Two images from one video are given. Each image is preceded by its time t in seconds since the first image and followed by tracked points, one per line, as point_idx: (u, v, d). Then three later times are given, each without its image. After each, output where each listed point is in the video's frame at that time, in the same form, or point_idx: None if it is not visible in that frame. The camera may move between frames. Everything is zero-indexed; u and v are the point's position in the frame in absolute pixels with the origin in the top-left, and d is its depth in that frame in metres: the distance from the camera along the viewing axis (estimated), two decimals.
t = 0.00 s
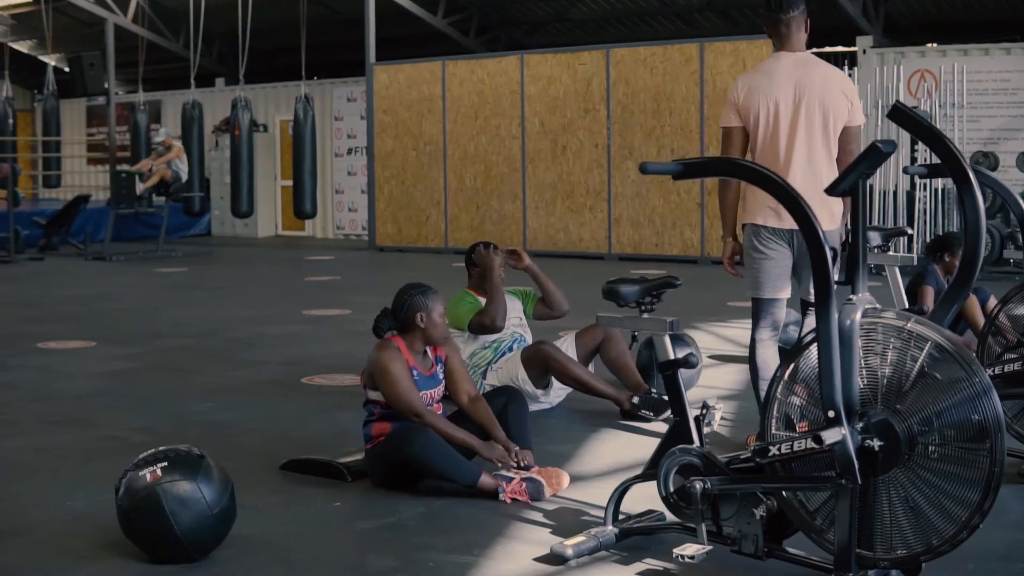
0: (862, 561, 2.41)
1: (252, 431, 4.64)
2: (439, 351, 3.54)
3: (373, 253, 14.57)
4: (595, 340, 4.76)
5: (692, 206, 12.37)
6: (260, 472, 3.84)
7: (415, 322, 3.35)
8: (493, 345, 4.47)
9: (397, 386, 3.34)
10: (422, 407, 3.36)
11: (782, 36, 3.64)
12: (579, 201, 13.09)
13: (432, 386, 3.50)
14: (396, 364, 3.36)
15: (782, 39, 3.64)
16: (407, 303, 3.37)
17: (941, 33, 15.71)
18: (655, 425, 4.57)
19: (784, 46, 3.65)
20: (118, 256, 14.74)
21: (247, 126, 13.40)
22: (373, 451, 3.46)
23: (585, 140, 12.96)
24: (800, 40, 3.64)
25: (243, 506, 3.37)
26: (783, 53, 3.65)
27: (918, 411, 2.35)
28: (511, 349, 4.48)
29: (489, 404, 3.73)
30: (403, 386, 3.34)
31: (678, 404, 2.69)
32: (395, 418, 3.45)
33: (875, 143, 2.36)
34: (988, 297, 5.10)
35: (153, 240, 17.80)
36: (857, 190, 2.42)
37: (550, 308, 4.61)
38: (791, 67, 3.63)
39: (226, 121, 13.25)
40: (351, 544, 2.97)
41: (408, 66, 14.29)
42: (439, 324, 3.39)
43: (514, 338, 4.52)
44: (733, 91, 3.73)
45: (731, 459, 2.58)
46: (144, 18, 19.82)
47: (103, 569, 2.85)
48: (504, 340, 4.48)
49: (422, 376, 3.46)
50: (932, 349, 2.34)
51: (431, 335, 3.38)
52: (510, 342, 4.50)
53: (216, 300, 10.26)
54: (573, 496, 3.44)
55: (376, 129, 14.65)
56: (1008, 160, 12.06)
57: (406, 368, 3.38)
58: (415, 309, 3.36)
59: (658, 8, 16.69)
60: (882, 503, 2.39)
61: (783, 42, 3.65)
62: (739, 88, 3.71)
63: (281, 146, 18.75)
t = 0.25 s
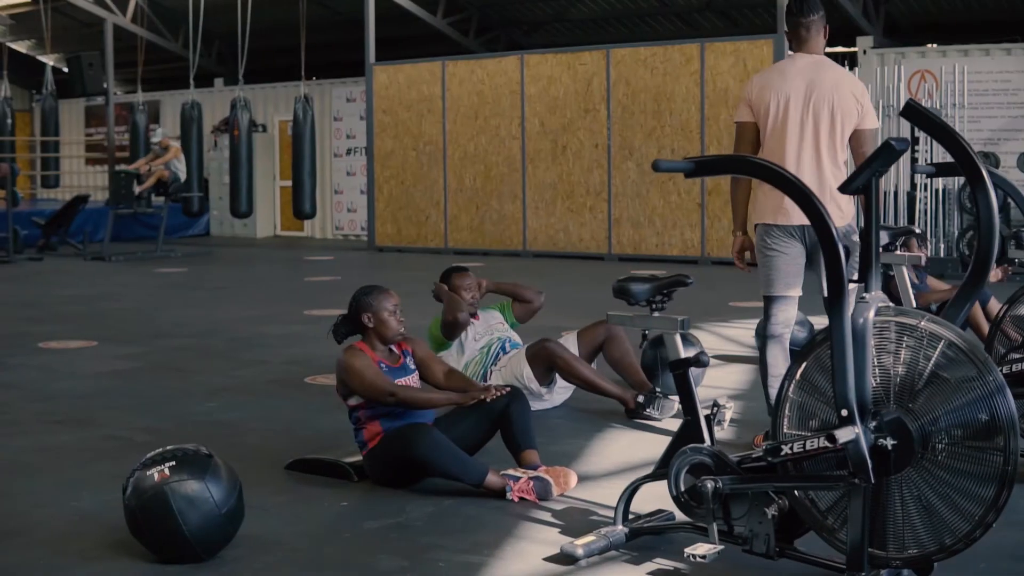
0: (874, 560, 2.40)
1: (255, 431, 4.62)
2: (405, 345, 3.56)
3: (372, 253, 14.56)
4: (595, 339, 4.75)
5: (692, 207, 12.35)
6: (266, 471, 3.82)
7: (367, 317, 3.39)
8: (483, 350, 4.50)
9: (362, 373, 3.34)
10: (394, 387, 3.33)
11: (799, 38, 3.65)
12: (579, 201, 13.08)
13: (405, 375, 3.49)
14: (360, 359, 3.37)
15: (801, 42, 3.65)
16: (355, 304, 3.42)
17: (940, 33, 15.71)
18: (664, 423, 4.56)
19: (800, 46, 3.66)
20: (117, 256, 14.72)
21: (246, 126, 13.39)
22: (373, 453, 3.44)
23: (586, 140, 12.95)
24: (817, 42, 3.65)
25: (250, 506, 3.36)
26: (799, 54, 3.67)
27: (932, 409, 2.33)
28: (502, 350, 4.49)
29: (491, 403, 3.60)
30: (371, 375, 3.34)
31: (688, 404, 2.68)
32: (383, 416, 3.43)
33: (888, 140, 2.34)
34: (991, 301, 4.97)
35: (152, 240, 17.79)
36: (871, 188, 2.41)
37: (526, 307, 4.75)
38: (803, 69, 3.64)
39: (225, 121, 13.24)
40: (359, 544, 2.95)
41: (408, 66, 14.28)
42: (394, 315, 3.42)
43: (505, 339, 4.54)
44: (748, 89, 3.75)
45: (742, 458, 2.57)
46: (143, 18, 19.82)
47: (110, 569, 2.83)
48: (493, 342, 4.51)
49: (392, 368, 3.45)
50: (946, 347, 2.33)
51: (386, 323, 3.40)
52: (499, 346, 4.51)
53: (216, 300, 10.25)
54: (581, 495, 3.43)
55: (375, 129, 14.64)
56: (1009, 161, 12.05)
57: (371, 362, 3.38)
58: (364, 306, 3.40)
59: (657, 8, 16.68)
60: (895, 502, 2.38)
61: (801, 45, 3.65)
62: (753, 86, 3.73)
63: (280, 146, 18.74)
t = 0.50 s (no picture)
0: (887, 558, 2.39)
1: (259, 430, 4.61)
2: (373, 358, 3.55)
3: (370, 253, 14.54)
4: (600, 336, 4.65)
5: (690, 207, 12.33)
6: (272, 470, 3.81)
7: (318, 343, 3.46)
8: (478, 355, 4.58)
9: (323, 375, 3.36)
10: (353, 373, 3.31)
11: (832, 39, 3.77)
12: (577, 202, 13.07)
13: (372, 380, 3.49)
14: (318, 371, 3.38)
15: (833, 45, 3.78)
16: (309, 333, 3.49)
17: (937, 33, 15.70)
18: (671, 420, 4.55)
19: (835, 49, 3.79)
20: (115, 256, 14.70)
21: (243, 126, 13.38)
22: (377, 449, 3.42)
23: (584, 140, 12.94)
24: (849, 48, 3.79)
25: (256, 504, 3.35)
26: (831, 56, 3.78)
27: (945, 407, 2.32)
28: (498, 352, 4.54)
29: (489, 401, 3.54)
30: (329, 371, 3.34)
31: (699, 402, 2.67)
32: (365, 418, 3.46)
33: (901, 137, 2.34)
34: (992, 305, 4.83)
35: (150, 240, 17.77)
36: (884, 185, 2.40)
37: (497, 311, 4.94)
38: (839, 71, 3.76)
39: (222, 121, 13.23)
40: (368, 543, 2.94)
41: (406, 66, 14.27)
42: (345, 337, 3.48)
43: (497, 341, 4.60)
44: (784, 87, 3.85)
45: (754, 456, 2.56)
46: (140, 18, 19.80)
47: (117, 568, 2.82)
48: (485, 344, 4.59)
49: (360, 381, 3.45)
50: (960, 345, 2.32)
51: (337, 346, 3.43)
52: (493, 346, 4.57)
53: (216, 299, 10.24)
54: (589, 493, 3.42)
55: (373, 129, 14.63)
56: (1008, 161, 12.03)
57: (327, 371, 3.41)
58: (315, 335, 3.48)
59: (656, 9, 16.66)
60: (908, 500, 2.37)
61: (834, 48, 3.78)
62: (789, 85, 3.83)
63: (278, 146, 18.72)
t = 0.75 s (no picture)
0: (902, 556, 2.39)
1: (266, 429, 4.61)
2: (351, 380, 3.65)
3: (370, 253, 14.52)
4: (602, 338, 4.63)
5: (691, 206, 12.31)
6: (280, 469, 3.80)
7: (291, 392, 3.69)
8: (475, 352, 4.57)
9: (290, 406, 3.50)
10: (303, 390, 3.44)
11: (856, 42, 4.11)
12: (578, 201, 13.06)
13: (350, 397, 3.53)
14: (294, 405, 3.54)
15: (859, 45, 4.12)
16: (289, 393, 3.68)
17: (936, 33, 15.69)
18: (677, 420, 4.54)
19: (862, 48, 4.12)
20: (114, 256, 14.69)
21: (243, 126, 13.37)
22: (384, 444, 3.42)
23: (585, 140, 12.94)
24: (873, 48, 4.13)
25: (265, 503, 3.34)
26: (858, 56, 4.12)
27: (962, 403, 2.31)
28: (496, 347, 4.49)
29: (497, 401, 3.53)
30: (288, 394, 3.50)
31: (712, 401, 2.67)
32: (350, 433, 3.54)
33: (916, 135, 2.33)
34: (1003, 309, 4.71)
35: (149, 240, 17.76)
36: (900, 182, 2.39)
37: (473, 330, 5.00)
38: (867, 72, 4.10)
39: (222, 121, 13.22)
40: (379, 542, 2.93)
41: (406, 66, 14.26)
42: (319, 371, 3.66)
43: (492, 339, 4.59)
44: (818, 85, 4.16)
45: (768, 455, 2.55)
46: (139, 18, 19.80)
47: (129, 567, 2.81)
48: (479, 341, 4.59)
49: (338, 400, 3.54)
50: (975, 342, 2.31)
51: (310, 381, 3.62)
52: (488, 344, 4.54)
53: (218, 299, 10.23)
54: (600, 492, 3.41)
55: (373, 129, 14.62)
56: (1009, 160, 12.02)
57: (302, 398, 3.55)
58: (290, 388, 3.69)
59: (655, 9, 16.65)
60: (923, 498, 2.36)
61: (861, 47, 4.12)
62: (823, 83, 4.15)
63: (277, 146, 18.72)
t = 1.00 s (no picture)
0: (911, 552, 2.39)
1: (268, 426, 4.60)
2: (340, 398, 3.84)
3: (367, 253, 14.51)
4: (604, 337, 4.63)
5: (689, 206, 12.30)
6: (284, 465, 3.80)
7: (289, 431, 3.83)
8: (478, 350, 4.55)
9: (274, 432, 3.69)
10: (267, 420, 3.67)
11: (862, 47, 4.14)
12: (575, 201, 13.06)
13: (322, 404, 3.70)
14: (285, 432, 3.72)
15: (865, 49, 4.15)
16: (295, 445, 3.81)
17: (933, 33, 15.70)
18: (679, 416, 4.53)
19: (867, 51, 4.16)
20: (111, 256, 14.67)
21: (239, 125, 13.35)
22: (383, 443, 3.42)
23: (582, 139, 12.94)
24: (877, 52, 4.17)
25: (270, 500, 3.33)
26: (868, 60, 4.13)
27: (972, 400, 2.31)
28: (499, 345, 4.48)
29: (500, 403, 3.50)
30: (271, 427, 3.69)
31: (721, 397, 2.66)
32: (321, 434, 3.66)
33: (926, 131, 2.32)
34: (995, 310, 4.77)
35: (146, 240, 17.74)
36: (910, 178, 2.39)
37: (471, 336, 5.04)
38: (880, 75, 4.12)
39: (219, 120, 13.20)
40: (386, 539, 2.93)
41: (404, 65, 14.25)
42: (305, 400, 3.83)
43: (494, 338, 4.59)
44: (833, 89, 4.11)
45: (777, 451, 2.55)
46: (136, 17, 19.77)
47: (137, 564, 2.81)
48: (481, 340, 4.59)
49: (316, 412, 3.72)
50: (986, 339, 2.31)
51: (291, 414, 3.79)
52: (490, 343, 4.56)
53: (216, 298, 10.22)
54: (605, 490, 3.41)
55: (370, 129, 14.62)
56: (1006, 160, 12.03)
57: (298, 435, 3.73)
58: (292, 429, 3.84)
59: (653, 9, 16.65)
60: (933, 494, 2.36)
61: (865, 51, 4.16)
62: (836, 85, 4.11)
63: (274, 146, 18.70)
